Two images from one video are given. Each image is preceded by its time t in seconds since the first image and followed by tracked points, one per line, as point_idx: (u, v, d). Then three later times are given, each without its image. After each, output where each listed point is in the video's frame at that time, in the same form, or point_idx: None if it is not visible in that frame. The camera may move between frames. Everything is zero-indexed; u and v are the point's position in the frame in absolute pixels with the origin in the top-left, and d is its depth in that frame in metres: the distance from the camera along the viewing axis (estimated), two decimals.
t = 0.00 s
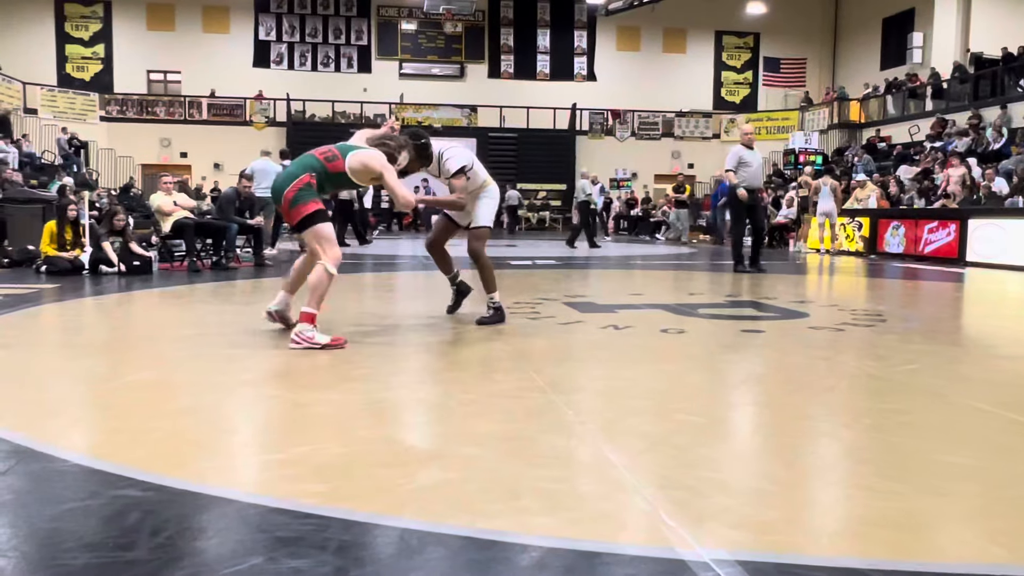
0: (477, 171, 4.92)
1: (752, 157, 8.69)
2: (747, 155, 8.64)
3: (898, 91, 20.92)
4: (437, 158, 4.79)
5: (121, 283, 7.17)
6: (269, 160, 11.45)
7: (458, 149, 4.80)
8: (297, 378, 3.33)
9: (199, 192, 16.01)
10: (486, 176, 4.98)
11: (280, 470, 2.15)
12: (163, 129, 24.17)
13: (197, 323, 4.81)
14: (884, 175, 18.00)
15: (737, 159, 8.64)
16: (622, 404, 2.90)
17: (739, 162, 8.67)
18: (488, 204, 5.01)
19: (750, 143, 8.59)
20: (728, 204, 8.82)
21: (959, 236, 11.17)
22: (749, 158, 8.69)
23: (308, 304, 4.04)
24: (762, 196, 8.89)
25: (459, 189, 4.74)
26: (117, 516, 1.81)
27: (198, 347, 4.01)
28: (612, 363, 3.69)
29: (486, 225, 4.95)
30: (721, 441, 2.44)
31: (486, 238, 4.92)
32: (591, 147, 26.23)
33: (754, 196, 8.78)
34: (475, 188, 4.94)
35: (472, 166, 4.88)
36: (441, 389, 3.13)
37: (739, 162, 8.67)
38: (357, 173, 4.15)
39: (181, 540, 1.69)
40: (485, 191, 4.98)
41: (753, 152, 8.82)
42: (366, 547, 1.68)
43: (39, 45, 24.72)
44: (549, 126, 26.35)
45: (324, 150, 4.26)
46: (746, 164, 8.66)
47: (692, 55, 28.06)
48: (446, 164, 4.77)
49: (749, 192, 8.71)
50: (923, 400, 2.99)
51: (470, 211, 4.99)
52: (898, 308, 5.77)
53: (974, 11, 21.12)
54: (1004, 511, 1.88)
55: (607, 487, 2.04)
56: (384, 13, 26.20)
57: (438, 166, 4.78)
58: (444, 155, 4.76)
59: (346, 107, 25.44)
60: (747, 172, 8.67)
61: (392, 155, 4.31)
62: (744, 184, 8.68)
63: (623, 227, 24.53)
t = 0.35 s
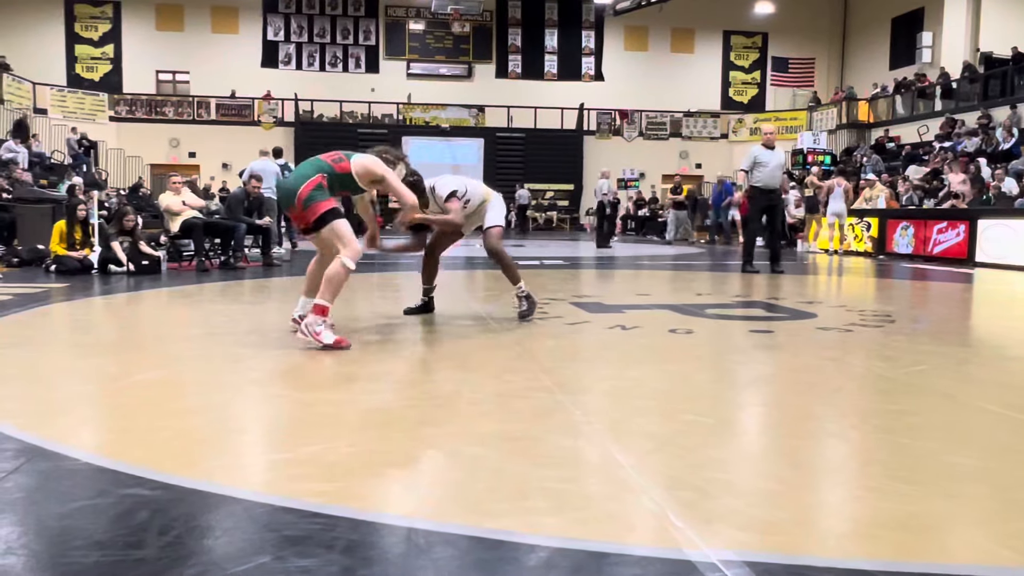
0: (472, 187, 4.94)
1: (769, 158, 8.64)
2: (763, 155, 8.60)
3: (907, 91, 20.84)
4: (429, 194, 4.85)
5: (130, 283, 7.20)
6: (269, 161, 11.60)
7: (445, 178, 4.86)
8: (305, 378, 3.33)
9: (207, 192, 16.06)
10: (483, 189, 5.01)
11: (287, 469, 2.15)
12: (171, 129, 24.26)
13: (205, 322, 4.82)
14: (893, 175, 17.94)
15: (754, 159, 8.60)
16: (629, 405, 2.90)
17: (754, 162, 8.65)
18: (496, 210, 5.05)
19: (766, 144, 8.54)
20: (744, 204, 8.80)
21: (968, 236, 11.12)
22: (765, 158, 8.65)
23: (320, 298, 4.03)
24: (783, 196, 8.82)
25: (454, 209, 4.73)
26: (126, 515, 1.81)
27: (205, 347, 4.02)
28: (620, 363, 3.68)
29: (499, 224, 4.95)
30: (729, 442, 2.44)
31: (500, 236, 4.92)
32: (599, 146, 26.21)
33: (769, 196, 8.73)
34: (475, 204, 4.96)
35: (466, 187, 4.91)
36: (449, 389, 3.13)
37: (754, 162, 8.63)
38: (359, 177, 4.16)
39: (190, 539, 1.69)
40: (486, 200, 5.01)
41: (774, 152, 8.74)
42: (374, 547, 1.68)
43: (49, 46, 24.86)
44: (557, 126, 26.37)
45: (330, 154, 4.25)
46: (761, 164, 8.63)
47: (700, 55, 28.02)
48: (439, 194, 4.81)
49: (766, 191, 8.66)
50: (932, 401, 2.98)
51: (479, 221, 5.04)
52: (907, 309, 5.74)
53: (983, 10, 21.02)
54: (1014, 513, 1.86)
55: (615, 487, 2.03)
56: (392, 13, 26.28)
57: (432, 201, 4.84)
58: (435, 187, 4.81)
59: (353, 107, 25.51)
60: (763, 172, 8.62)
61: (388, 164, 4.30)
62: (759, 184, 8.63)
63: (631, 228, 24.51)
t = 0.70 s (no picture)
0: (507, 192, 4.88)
1: (777, 158, 8.65)
2: (770, 155, 8.60)
3: (909, 91, 20.81)
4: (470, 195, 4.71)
5: (132, 282, 7.19)
6: (266, 162, 11.64)
7: (488, 182, 4.72)
8: (306, 378, 3.33)
9: (208, 192, 16.07)
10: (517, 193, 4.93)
11: (289, 470, 2.15)
12: (173, 129, 24.26)
13: (206, 323, 4.82)
14: (894, 174, 17.92)
15: (761, 159, 8.63)
16: (631, 405, 2.90)
17: (761, 162, 8.66)
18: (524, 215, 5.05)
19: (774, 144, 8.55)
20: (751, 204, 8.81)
21: (970, 236, 11.11)
22: (773, 158, 8.66)
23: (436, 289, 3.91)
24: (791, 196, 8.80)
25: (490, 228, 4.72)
26: (128, 515, 1.81)
27: (207, 347, 4.01)
28: (621, 363, 3.68)
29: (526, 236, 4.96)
30: (730, 442, 2.44)
31: (526, 247, 4.97)
32: (600, 146, 26.17)
33: (775, 195, 8.71)
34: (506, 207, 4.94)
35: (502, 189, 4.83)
36: (450, 390, 3.13)
37: (761, 162, 8.65)
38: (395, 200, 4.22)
39: (191, 539, 1.69)
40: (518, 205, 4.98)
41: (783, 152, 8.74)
42: (376, 546, 1.68)
43: (51, 46, 24.88)
44: (558, 126, 26.35)
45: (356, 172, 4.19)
46: (768, 164, 8.64)
47: (702, 55, 28.01)
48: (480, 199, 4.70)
49: (773, 191, 8.65)
50: (934, 402, 2.97)
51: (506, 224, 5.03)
52: (909, 309, 5.73)
53: (985, 9, 21.00)
54: (1017, 513, 1.87)
55: (615, 488, 2.03)
56: (393, 13, 26.29)
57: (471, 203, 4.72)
58: (476, 191, 4.69)
59: (355, 107, 25.50)
60: (769, 172, 8.62)
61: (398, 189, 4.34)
62: (766, 184, 8.63)
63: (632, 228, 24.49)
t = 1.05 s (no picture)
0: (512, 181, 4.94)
1: (772, 158, 8.66)
2: (766, 155, 8.62)
3: (900, 91, 20.86)
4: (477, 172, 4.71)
5: (123, 283, 7.17)
6: (257, 162, 11.62)
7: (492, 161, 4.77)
8: (299, 378, 3.32)
9: (200, 192, 16.02)
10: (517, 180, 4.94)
11: (282, 470, 2.15)
12: (164, 129, 24.18)
13: (200, 323, 4.80)
14: (886, 174, 17.99)
15: (756, 159, 8.65)
16: (623, 405, 2.90)
17: (757, 162, 8.68)
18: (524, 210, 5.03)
19: (770, 144, 8.58)
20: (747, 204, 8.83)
21: (961, 236, 11.16)
22: (768, 158, 8.68)
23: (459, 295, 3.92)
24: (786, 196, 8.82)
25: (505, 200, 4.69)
26: (120, 516, 1.81)
27: (199, 347, 4.00)
28: (614, 363, 3.68)
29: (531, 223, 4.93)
30: (721, 442, 2.44)
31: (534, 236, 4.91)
32: (593, 146, 26.16)
33: (770, 196, 8.72)
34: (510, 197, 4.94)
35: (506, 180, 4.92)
36: (442, 390, 3.13)
37: (756, 163, 8.67)
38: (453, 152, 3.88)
39: (184, 540, 1.69)
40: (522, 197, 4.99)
41: (778, 152, 8.77)
42: (370, 547, 1.68)
43: (42, 46, 24.77)
44: (551, 126, 26.35)
45: (413, 128, 3.74)
46: (764, 164, 8.66)
47: (694, 55, 28.04)
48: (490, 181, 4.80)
49: (768, 191, 8.66)
50: (925, 401, 2.99)
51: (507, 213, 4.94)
52: (901, 309, 5.75)
53: (976, 10, 21.08)
54: (1007, 512, 1.88)
55: (609, 488, 2.03)
56: (386, 13, 26.21)
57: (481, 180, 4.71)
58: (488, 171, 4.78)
59: (348, 107, 25.43)
60: (765, 172, 8.64)
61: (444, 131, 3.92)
62: (762, 184, 8.65)
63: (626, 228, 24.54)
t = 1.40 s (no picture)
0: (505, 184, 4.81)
1: (759, 158, 8.70)
2: (752, 155, 8.65)
3: (883, 92, 21.03)
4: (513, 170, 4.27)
5: (105, 284, 7.11)
6: (242, 162, 11.55)
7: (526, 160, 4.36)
8: (284, 379, 3.31)
9: (183, 193, 15.89)
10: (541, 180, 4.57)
11: (268, 471, 2.14)
12: (147, 129, 24.00)
13: (184, 324, 4.77)
14: (868, 174, 18.15)
15: (743, 158, 8.68)
16: (609, 404, 2.91)
17: (743, 162, 8.71)
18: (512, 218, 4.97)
19: (755, 144, 8.61)
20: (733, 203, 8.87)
21: (943, 235, 11.26)
22: (754, 158, 8.71)
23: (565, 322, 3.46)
24: (772, 196, 8.86)
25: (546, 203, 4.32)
26: (103, 519, 1.79)
27: (183, 348, 3.97)
28: (600, 363, 3.68)
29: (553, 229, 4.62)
30: (707, 441, 2.45)
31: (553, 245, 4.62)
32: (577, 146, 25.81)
33: (756, 196, 8.77)
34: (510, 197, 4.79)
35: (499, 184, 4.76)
36: (428, 390, 3.12)
37: (743, 162, 8.70)
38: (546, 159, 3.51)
39: (168, 543, 1.68)
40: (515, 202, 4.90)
41: (765, 153, 8.80)
42: (355, 548, 1.67)
43: (23, 45, 24.52)
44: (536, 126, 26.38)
45: (506, 132, 3.38)
46: (750, 164, 8.69)
47: (678, 55, 28.16)
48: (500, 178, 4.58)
49: (754, 191, 8.71)
50: (908, 399, 3.02)
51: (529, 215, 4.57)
52: (884, 308, 5.81)
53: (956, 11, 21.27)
54: (991, 510, 1.90)
55: (595, 488, 2.04)
56: (370, 13, 26.22)
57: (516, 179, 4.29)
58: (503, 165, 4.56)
59: (332, 107, 25.30)
60: (751, 172, 8.67)
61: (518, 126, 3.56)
62: (748, 184, 8.69)
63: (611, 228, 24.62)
